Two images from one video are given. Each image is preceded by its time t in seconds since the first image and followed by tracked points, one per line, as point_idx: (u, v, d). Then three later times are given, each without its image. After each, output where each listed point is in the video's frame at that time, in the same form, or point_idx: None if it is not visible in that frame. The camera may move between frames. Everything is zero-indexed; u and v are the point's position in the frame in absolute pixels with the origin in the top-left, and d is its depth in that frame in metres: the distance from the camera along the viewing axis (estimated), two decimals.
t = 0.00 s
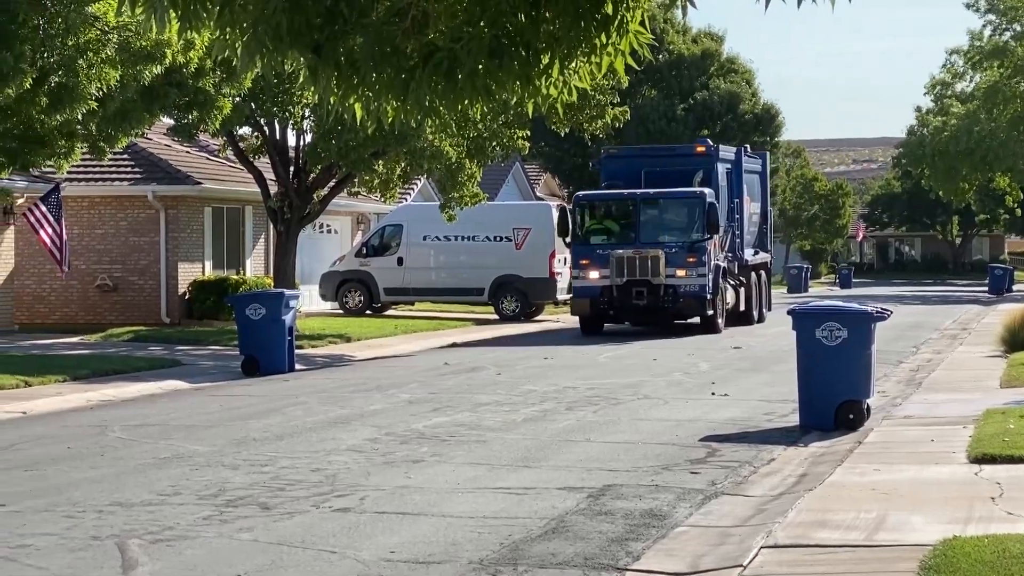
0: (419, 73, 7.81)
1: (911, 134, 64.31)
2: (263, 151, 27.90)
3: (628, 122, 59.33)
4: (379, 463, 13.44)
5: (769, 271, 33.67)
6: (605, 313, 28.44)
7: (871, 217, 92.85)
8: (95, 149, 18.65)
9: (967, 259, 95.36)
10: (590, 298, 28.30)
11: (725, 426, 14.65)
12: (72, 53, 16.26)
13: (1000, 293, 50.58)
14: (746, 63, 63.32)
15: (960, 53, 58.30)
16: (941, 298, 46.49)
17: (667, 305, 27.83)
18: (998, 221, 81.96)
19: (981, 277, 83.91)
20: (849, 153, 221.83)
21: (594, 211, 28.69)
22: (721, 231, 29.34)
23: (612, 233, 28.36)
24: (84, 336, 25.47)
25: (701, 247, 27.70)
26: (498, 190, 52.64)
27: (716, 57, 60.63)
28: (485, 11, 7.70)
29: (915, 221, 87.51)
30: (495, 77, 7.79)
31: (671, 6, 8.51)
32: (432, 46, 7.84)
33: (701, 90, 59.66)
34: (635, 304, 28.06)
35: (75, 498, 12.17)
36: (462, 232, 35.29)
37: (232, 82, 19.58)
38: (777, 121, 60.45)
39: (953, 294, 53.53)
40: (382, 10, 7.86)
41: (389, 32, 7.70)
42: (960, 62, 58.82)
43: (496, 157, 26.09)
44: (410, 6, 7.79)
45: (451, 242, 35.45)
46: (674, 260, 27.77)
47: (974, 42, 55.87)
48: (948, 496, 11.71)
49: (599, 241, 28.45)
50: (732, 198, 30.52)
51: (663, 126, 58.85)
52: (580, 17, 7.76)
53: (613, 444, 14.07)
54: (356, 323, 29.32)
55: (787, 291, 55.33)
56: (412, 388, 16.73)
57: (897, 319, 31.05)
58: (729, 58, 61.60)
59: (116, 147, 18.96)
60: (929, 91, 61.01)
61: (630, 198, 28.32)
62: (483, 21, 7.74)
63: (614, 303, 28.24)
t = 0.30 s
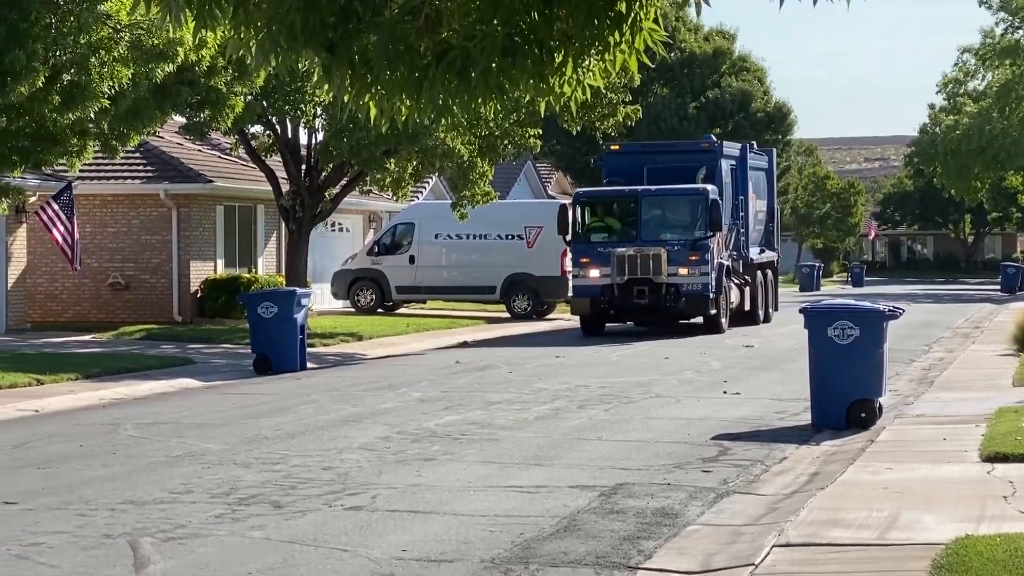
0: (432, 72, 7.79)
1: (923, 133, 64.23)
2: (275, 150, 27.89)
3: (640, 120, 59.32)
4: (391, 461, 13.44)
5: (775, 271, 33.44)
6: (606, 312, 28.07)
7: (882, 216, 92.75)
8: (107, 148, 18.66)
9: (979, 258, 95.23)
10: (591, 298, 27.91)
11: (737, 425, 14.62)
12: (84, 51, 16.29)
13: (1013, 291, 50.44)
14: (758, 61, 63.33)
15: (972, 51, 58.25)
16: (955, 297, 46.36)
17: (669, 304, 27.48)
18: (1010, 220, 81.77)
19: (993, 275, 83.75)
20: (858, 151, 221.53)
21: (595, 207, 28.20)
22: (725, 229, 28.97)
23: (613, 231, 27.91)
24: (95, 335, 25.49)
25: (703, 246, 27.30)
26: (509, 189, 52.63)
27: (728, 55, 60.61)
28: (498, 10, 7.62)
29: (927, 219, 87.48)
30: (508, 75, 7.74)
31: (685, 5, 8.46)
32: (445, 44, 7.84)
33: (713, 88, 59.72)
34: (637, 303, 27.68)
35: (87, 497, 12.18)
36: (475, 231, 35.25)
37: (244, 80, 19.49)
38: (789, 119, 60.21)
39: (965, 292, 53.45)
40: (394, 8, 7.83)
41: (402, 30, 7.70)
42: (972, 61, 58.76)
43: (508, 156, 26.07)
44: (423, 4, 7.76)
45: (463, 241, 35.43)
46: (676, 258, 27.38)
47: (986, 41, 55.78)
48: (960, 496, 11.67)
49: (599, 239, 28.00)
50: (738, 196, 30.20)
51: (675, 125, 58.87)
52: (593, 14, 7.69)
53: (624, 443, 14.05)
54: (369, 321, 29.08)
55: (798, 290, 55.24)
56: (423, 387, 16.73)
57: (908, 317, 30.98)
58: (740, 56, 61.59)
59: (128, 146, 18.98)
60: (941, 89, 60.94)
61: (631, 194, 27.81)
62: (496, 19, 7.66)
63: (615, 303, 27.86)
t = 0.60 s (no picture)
0: (443, 68, 7.76)
1: (935, 130, 64.17)
2: (286, 146, 27.89)
3: (652, 117, 59.35)
4: (402, 457, 13.45)
5: (780, 268, 33.09)
6: (605, 310, 27.45)
7: (894, 213, 92.65)
8: (119, 145, 18.66)
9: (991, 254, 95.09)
10: (590, 296, 27.26)
11: (748, 421, 14.62)
12: (96, 48, 16.34)
13: None
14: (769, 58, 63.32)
15: (984, 48, 58.18)
16: (968, 294, 46.29)
17: (670, 302, 26.86)
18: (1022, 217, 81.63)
19: (1005, 272, 83.65)
20: (869, 148, 221.12)
21: (595, 203, 27.54)
22: (728, 225, 28.42)
23: (614, 227, 27.27)
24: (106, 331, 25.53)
25: (705, 242, 26.69)
26: (521, 186, 52.67)
27: (739, 53, 60.59)
28: (508, 7, 7.65)
29: (938, 216, 87.43)
30: (519, 72, 7.73)
31: None
32: (458, 41, 7.79)
33: (724, 85, 59.72)
34: (637, 301, 27.05)
35: (99, 493, 12.20)
36: (485, 228, 35.27)
37: (255, 77, 19.58)
38: (800, 117, 61.05)
39: (977, 289, 53.38)
40: (406, 5, 7.82)
41: (414, 27, 7.66)
42: (984, 57, 58.72)
43: (519, 153, 26.03)
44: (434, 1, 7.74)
45: (474, 237, 35.41)
46: (677, 256, 26.77)
47: (998, 37, 55.73)
48: (972, 493, 11.66)
49: (599, 236, 27.36)
50: (742, 191, 29.71)
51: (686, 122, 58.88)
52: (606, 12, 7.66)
53: (636, 439, 14.05)
54: (379, 317, 29.12)
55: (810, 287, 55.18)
56: (434, 383, 16.74)
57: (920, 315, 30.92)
58: (751, 53, 61.58)
59: (140, 143, 18.96)
60: (952, 86, 60.90)
61: (632, 189, 27.19)
62: (508, 16, 7.69)
63: (615, 301, 27.22)
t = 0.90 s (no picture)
0: (452, 63, 7.73)
1: (944, 125, 64.12)
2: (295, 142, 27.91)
3: (661, 112, 59.34)
4: (411, 452, 13.45)
5: (783, 264, 32.68)
6: (602, 307, 26.89)
7: (903, 208, 92.56)
8: (128, 139, 18.68)
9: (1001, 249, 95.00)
10: (588, 292, 26.65)
11: (757, 416, 14.62)
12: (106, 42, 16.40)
13: None
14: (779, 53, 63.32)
15: (994, 42, 58.11)
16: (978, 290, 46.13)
17: (668, 299, 26.33)
18: None
19: (1015, 267, 83.57)
20: (878, 143, 220.72)
21: (592, 197, 26.97)
22: (728, 220, 27.97)
23: (611, 222, 26.73)
24: (116, 325, 25.55)
25: (704, 237, 26.19)
26: (530, 181, 52.70)
27: (748, 47, 60.59)
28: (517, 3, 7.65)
29: (948, 212, 87.31)
30: (527, 68, 7.77)
31: None
32: (466, 35, 7.71)
33: (734, 80, 59.71)
34: (635, 296, 26.51)
35: (108, 487, 12.21)
36: (494, 223, 35.31)
37: (265, 72, 19.55)
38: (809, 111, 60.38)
39: (988, 284, 53.32)
40: None
41: (424, 23, 7.60)
42: (994, 52, 58.66)
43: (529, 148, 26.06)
44: None
45: (483, 232, 35.44)
46: (676, 251, 26.24)
47: (1009, 32, 55.68)
48: (982, 488, 11.64)
49: (597, 231, 26.80)
50: (742, 186, 29.30)
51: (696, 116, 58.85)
52: (613, 7, 7.67)
53: (645, 435, 14.04)
54: (388, 312, 29.12)
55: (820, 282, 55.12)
56: (443, 379, 16.74)
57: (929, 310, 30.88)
58: (761, 48, 61.69)
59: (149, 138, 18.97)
60: (962, 80, 60.84)
61: (630, 184, 26.67)
62: (517, 10, 7.68)
63: (613, 297, 26.65)
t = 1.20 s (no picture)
0: (458, 57, 7.74)
1: (951, 119, 64.10)
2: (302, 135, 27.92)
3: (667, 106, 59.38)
4: (417, 446, 13.46)
5: (782, 259, 32.03)
6: (596, 302, 26.24)
7: (910, 203, 92.50)
8: (135, 133, 18.70)
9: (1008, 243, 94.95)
10: (581, 288, 26.02)
11: (763, 410, 14.61)
12: (113, 36, 16.43)
13: None
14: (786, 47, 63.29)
15: (1001, 36, 58.06)
16: (983, 284, 46.08)
17: (663, 294, 25.68)
18: None
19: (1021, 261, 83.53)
20: (885, 139, 220.44)
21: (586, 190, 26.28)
22: (726, 213, 27.27)
23: (605, 215, 26.06)
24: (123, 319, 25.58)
25: (700, 231, 25.52)
26: (536, 175, 52.72)
27: (755, 42, 60.52)
28: None
29: (955, 206, 87.25)
30: (533, 61, 7.72)
31: None
32: (473, 28, 7.74)
33: (740, 74, 59.66)
34: (630, 292, 25.86)
35: (115, 480, 12.22)
36: (500, 216, 35.28)
37: (272, 66, 19.47)
38: (816, 105, 60.94)
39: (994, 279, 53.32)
40: None
41: (430, 16, 7.63)
42: (1000, 46, 58.62)
43: (535, 141, 26.19)
44: None
45: (488, 226, 35.39)
46: (671, 245, 25.59)
47: (1015, 26, 55.64)
48: (989, 483, 11.62)
49: (591, 224, 26.13)
50: (740, 180, 28.58)
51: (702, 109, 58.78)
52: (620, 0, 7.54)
53: (650, 429, 14.04)
54: (394, 305, 29.12)
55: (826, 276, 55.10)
56: (449, 372, 16.75)
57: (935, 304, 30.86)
58: (768, 42, 61.68)
59: (155, 131, 19.02)
60: (969, 74, 60.81)
61: (625, 176, 26.01)
62: (523, 4, 7.62)
63: (607, 293, 26.00)
